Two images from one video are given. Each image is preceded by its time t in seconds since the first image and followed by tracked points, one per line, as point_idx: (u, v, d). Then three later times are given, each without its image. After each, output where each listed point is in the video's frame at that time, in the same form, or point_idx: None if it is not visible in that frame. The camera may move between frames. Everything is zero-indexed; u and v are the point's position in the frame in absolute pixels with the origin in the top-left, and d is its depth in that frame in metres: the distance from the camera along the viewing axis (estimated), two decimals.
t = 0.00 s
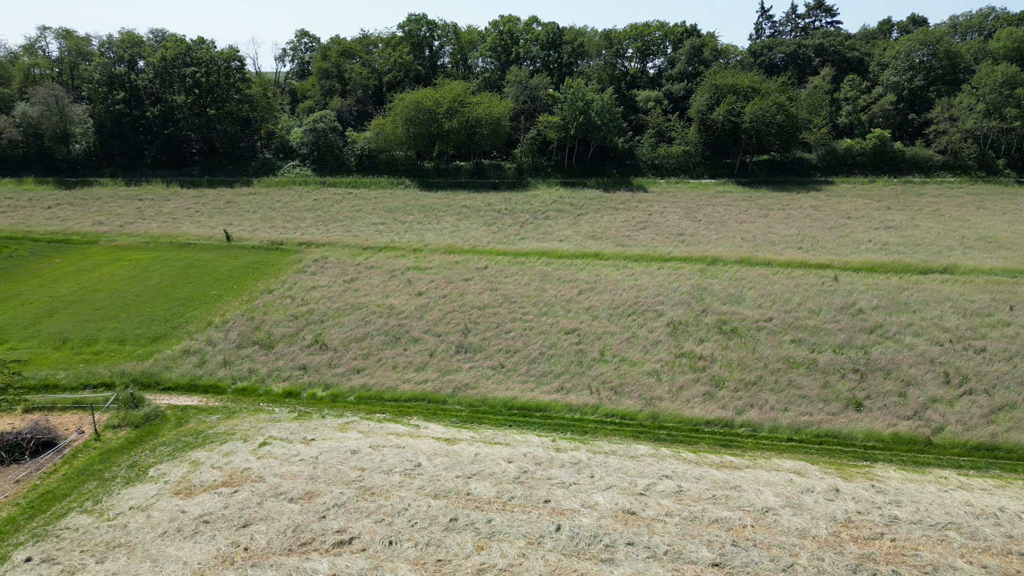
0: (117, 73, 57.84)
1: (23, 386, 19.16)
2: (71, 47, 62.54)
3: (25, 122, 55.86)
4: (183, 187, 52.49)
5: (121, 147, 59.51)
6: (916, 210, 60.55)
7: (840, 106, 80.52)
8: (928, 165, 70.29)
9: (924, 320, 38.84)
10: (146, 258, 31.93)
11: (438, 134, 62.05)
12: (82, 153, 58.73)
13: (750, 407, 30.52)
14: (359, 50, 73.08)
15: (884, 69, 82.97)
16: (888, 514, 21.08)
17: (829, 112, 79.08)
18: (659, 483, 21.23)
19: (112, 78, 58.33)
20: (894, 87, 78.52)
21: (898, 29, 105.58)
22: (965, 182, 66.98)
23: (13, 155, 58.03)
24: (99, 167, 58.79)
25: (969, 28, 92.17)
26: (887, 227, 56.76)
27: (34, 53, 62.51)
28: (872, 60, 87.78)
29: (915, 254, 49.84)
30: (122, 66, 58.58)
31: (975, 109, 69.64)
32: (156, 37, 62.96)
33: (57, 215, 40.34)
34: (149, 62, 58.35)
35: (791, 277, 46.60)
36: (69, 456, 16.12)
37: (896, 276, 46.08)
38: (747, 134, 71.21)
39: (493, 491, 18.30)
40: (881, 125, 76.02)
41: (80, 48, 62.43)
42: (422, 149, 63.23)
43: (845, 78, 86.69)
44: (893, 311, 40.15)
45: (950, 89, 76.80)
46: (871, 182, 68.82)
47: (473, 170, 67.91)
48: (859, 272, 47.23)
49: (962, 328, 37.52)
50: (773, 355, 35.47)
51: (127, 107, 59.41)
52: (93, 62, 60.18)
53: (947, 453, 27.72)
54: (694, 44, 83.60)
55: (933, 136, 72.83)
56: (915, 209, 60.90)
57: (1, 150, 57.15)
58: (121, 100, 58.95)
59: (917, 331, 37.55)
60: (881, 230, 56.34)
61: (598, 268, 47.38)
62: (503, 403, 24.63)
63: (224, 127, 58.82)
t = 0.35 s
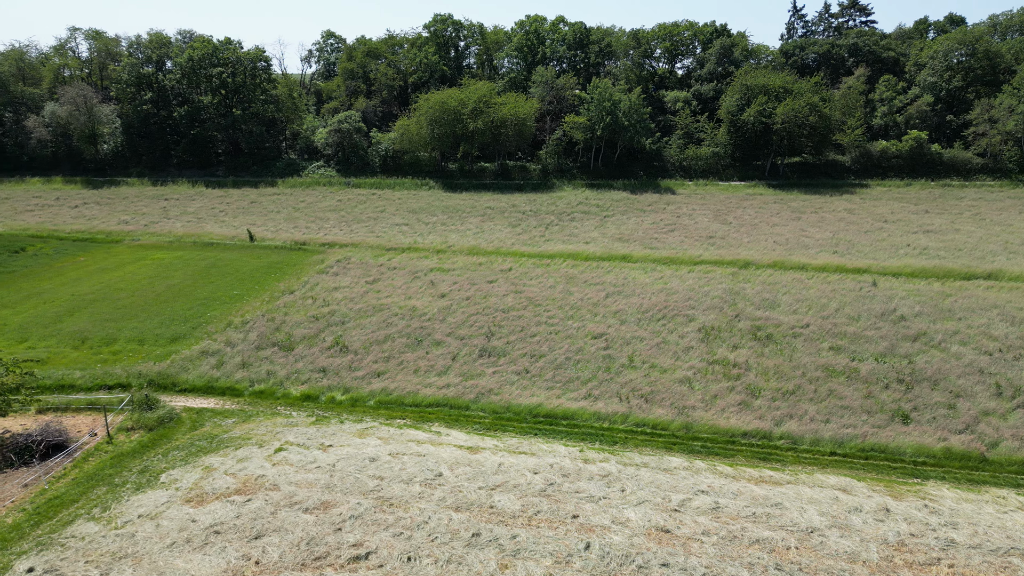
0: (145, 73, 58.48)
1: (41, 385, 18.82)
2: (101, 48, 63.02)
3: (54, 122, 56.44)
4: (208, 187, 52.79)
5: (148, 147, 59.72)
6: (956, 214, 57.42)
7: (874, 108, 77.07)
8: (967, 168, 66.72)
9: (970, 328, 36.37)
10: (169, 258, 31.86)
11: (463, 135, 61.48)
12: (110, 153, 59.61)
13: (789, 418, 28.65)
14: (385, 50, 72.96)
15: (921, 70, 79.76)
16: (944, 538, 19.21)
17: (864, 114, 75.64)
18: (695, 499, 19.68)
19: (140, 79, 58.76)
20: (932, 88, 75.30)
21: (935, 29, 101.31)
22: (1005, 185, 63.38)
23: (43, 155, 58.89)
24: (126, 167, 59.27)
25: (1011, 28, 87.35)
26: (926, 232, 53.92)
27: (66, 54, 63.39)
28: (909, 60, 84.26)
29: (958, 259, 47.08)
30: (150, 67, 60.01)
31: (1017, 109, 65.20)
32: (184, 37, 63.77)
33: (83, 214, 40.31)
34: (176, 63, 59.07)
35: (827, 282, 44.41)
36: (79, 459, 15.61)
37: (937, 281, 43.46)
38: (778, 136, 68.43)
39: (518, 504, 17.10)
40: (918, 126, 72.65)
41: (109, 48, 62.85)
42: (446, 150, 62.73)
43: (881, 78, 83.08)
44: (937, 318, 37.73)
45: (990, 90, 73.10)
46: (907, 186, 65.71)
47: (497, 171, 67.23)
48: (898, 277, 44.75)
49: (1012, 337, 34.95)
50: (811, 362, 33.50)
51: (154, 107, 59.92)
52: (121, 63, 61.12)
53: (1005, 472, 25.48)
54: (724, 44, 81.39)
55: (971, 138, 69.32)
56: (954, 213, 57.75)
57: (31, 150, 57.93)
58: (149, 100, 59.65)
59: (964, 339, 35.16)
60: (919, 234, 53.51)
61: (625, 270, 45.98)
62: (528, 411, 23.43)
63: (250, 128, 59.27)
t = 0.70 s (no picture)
0: (172, 74, 59.13)
1: (58, 385, 18.47)
2: (128, 48, 62.96)
3: (83, 122, 56.78)
4: (233, 188, 53.08)
5: (174, 148, 60.29)
6: (998, 218, 54.36)
7: (910, 109, 74.11)
8: (1007, 171, 63.33)
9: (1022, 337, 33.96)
10: (192, 258, 31.71)
11: (487, 136, 60.80)
12: (137, 153, 59.86)
13: (831, 430, 26.80)
14: (410, 51, 72.87)
15: (960, 70, 76.36)
16: (1009, 565, 17.36)
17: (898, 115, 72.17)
18: (733, 517, 18.07)
19: (167, 79, 59.49)
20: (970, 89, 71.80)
21: (973, 29, 97.24)
22: None
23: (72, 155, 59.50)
24: (152, 168, 59.65)
25: None
26: (967, 236, 51.05)
27: (96, 55, 64.02)
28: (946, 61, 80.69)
29: (1002, 264, 44.38)
30: (177, 68, 60.41)
31: None
32: (211, 38, 64.37)
33: (108, 213, 40.41)
34: (204, 64, 60.02)
35: (865, 287, 42.24)
36: (90, 463, 15.09)
37: (982, 288, 40.90)
38: (810, 137, 65.85)
39: (545, 519, 15.89)
40: (955, 127, 69.23)
41: (138, 50, 62.78)
42: (470, 151, 62.16)
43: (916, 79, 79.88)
44: (984, 326, 35.37)
45: None
46: (945, 189, 62.46)
47: (522, 172, 66.47)
48: (940, 283, 42.30)
49: None
50: (851, 371, 31.53)
51: (181, 108, 60.24)
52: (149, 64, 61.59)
53: None
54: (754, 44, 79.13)
55: (1012, 141, 65.90)
56: (997, 217, 54.69)
57: (60, 150, 58.50)
58: (176, 101, 60.01)
59: (1015, 349, 32.81)
60: (960, 239, 50.67)
61: (653, 273, 44.52)
62: (554, 419, 22.26)
63: (275, 129, 59.56)
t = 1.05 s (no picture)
0: (198, 75, 59.95)
1: (72, 387, 18.08)
2: (154, 49, 62.75)
3: (109, 122, 57.33)
4: (256, 189, 53.28)
5: (199, 148, 61.12)
6: None
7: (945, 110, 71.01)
8: None
9: None
10: (213, 257, 31.54)
11: (511, 137, 60.05)
12: (162, 153, 60.37)
13: (876, 444, 24.91)
14: (434, 52, 72.65)
15: (999, 70, 72.92)
16: None
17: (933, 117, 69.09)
18: (772, 538, 16.36)
19: (193, 80, 60.26)
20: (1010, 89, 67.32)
21: (1011, 29, 92.74)
22: None
23: (98, 155, 60.22)
24: (177, 167, 60.47)
25: None
26: (1011, 241, 48.19)
27: (122, 56, 64.48)
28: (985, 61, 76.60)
29: None
30: (203, 69, 60.72)
31: None
32: (237, 39, 64.80)
33: (133, 213, 40.74)
34: (228, 65, 60.42)
35: (905, 292, 40.09)
36: (98, 469, 14.58)
37: None
38: (843, 138, 63.74)
39: (571, 537, 14.70)
40: (992, 129, 65.96)
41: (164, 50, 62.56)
42: (494, 152, 61.46)
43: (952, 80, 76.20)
44: None
45: None
46: (983, 193, 59.62)
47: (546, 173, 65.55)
48: (984, 289, 39.89)
49: None
50: (894, 381, 29.54)
51: (206, 108, 60.77)
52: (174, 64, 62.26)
53: None
54: (784, 44, 76.64)
55: None
56: None
57: (87, 150, 59.20)
58: (201, 101, 60.75)
59: None
60: (1003, 244, 47.88)
61: (682, 277, 43.04)
62: (580, 428, 21.08)
63: (299, 130, 59.74)
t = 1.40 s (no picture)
0: (216, 76, 60.32)
1: (78, 391, 17.57)
2: (173, 49, 62.84)
3: (128, 123, 57.81)
4: (273, 190, 53.21)
5: (217, 150, 61.39)
6: None
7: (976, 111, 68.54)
8: None
9: None
10: (228, 259, 31.21)
11: (529, 139, 59.29)
12: (180, 155, 60.91)
13: (918, 459, 23.17)
14: (452, 53, 72.32)
15: None
16: None
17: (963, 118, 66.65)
18: (814, 563, 14.88)
19: (211, 81, 60.65)
20: None
21: None
22: None
23: (117, 155, 60.58)
24: (195, 169, 60.64)
25: None
26: None
27: (141, 57, 64.68)
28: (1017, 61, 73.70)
29: None
30: (221, 70, 61.07)
31: None
32: (255, 40, 65.06)
33: (151, 214, 40.77)
34: (247, 66, 60.74)
35: (940, 298, 38.20)
36: (98, 478, 13.99)
37: None
38: (870, 140, 61.61)
39: (595, 559, 13.53)
40: None
41: (183, 52, 63.13)
42: (512, 153, 60.71)
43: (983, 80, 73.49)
44: None
45: None
46: (1016, 198, 57.42)
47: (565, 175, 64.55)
48: None
49: None
50: (934, 393, 27.78)
51: (224, 110, 61.07)
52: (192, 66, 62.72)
53: None
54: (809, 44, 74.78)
55: None
56: None
57: (106, 151, 59.58)
58: (219, 103, 61.17)
59: None
60: None
61: (705, 281, 41.67)
62: (603, 440, 19.97)
63: (317, 131, 59.77)
